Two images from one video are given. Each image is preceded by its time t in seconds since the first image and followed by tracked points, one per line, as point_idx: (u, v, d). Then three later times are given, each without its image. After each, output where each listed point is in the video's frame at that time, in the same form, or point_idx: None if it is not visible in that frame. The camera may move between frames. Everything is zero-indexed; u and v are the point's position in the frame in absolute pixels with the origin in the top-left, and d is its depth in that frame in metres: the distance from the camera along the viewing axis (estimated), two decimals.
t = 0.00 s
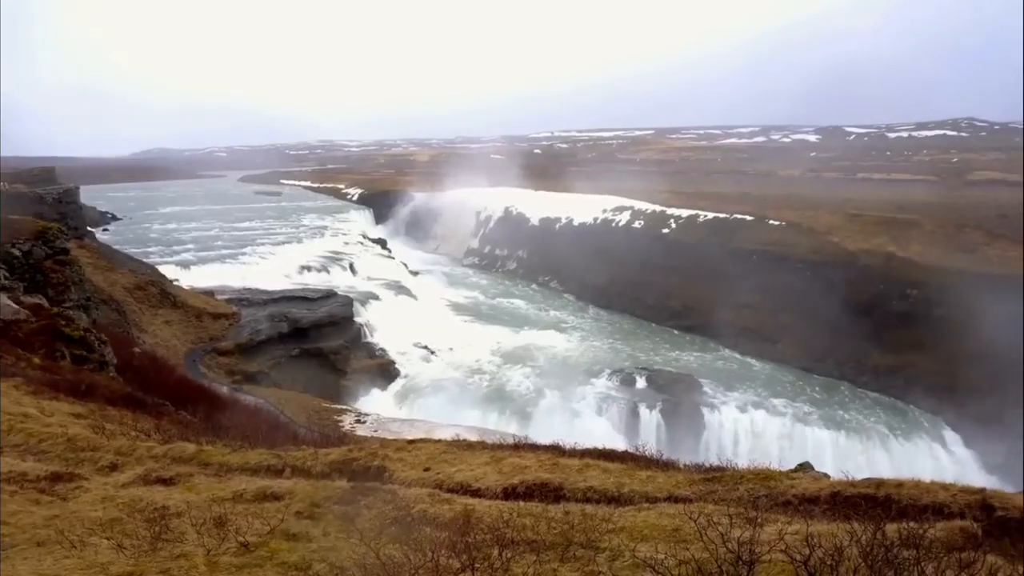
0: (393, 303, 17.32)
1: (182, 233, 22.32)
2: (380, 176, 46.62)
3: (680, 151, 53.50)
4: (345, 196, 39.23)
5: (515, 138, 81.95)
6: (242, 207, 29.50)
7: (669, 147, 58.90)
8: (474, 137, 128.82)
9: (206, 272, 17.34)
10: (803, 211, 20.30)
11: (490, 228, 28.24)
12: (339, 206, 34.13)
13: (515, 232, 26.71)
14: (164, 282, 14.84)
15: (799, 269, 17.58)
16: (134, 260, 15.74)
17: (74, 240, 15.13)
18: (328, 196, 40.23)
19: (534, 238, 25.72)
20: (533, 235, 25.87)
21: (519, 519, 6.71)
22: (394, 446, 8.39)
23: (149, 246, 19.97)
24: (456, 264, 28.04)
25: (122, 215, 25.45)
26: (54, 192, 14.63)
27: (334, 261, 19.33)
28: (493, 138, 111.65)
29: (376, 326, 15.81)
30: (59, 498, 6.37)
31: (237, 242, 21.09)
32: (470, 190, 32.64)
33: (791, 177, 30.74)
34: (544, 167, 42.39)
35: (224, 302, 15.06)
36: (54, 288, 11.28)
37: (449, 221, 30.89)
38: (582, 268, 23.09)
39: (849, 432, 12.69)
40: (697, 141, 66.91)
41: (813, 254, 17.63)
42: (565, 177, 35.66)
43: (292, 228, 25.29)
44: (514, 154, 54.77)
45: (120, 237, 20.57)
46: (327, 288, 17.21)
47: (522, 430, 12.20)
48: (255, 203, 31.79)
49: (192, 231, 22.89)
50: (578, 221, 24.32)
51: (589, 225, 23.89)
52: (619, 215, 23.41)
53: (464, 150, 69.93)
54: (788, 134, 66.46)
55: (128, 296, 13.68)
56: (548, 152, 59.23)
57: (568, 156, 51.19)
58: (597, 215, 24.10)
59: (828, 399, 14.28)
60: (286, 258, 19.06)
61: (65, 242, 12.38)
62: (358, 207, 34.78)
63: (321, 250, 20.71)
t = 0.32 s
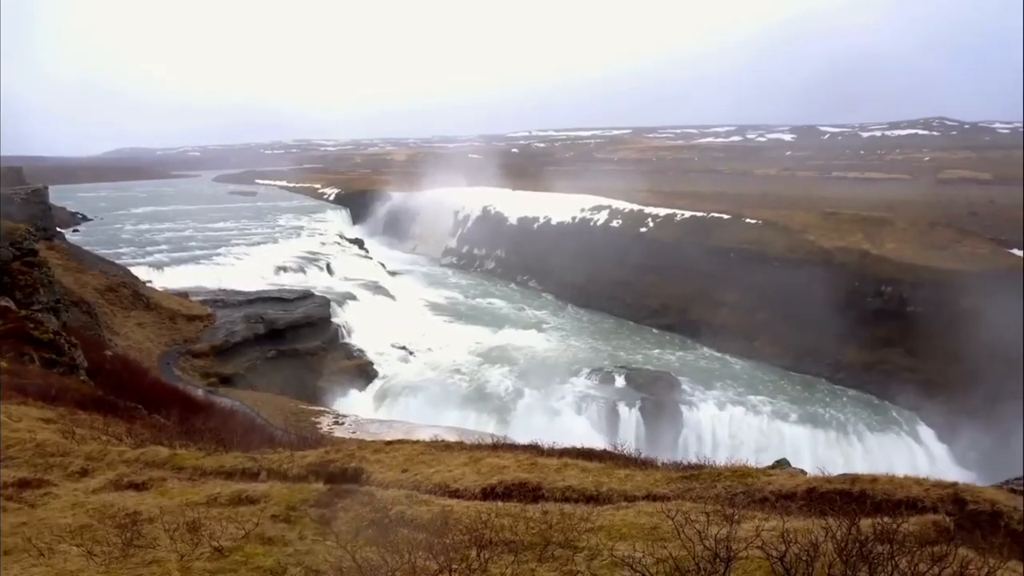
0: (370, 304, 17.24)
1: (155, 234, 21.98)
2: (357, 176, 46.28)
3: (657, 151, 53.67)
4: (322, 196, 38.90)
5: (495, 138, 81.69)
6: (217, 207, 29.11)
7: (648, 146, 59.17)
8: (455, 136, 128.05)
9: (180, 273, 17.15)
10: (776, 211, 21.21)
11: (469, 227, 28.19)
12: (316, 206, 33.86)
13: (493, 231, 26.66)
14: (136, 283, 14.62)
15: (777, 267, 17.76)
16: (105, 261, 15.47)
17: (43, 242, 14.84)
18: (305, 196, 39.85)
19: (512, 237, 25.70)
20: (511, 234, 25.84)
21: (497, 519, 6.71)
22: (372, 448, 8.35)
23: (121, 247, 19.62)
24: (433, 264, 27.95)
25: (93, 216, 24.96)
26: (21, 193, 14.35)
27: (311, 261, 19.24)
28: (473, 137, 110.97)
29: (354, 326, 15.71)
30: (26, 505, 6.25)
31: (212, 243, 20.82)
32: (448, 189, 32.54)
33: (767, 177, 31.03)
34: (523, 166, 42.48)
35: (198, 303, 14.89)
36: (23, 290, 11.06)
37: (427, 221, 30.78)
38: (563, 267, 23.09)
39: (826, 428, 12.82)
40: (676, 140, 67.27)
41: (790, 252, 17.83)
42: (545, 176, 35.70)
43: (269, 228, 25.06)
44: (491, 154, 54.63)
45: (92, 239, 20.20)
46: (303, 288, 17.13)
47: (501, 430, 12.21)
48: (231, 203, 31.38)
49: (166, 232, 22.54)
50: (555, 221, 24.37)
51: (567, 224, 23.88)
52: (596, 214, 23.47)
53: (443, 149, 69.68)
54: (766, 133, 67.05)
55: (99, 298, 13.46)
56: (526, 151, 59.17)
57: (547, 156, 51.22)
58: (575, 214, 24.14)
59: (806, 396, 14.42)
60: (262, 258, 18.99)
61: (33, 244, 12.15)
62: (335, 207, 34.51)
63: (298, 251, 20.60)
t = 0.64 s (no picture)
0: (347, 304, 17.13)
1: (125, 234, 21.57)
2: (333, 175, 45.81)
3: (633, 150, 53.84)
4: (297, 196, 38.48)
5: (474, 137, 81.39)
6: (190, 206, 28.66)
7: (624, 145, 59.36)
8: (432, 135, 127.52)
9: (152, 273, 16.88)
10: (753, 211, 21.54)
11: (446, 227, 28.09)
12: (292, 206, 33.48)
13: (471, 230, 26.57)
14: (107, 284, 14.36)
15: (753, 266, 17.97)
16: (74, 262, 15.15)
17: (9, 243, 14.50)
18: (280, 196, 39.39)
19: (490, 236, 25.63)
20: (489, 233, 25.78)
21: (476, 519, 6.70)
22: (350, 449, 8.28)
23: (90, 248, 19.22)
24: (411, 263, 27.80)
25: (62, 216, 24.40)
26: None
27: (286, 261, 19.25)
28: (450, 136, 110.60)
29: (332, 327, 15.60)
30: None
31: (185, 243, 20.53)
32: (425, 189, 32.39)
33: (743, 176, 31.34)
34: (501, 165, 42.41)
35: (171, 305, 14.68)
36: None
37: (404, 220, 30.56)
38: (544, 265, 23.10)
39: (802, 424, 12.98)
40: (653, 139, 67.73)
41: (767, 250, 18.03)
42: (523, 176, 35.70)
43: (243, 228, 24.79)
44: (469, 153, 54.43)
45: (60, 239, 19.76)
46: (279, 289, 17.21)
47: (480, 430, 12.22)
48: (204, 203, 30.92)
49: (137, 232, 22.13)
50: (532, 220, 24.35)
51: (545, 223, 23.91)
52: (575, 213, 23.51)
53: (420, 148, 69.27)
54: (742, 133, 67.71)
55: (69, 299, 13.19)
56: (503, 150, 59.13)
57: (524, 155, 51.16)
58: (553, 213, 24.16)
59: (783, 393, 14.60)
60: (237, 258, 18.78)
61: None
62: (311, 207, 34.16)
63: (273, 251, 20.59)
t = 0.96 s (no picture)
0: (323, 304, 17.04)
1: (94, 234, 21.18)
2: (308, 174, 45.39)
3: (609, 148, 53.91)
4: (271, 195, 38.06)
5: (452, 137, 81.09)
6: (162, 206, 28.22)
7: (600, 144, 59.54)
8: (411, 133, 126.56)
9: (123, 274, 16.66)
10: (728, 208, 21.79)
11: (421, 226, 27.96)
12: (267, 207, 33.12)
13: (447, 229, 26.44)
14: (77, 286, 14.15)
15: (727, 263, 18.23)
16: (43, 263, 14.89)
17: None
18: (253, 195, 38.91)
19: (466, 235, 25.52)
20: (465, 232, 25.69)
21: (453, 519, 6.69)
22: (325, 449, 8.24)
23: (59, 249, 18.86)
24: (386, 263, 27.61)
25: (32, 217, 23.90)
26: None
27: (261, 261, 19.20)
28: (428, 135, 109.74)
29: (307, 327, 15.50)
30: None
31: (157, 243, 20.26)
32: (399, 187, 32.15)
33: (718, 175, 31.59)
34: (478, 164, 42.35)
35: (144, 306, 14.52)
36: None
37: (378, 219, 30.25)
38: (520, 262, 23.03)
39: (778, 421, 13.08)
40: (627, 138, 67.74)
41: (741, 248, 18.29)
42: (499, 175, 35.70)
43: (216, 228, 24.53)
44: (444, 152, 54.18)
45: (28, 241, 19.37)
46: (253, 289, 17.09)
47: (458, 429, 12.22)
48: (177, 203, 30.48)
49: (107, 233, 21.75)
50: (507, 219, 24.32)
51: (520, 221, 23.91)
52: (550, 211, 23.55)
53: (396, 147, 68.83)
54: (719, 132, 68.24)
55: (38, 302, 12.98)
56: (478, 148, 58.97)
57: (502, 154, 51.19)
58: (530, 211, 24.20)
59: (761, 390, 14.69)
60: (211, 258, 18.69)
61: None
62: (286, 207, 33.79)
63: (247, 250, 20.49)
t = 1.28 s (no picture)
0: (300, 304, 16.94)
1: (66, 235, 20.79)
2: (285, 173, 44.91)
3: (588, 146, 54.06)
4: (248, 195, 37.63)
5: (429, 136, 80.59)
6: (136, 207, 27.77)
7: (575, 142, 59.68)
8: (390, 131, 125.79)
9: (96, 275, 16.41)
10: (706, 206, 22.03)
11: (399, 225, 27.78)
12: (243, 207, 32.69)
13: (425, 228, 26.30)
14: (49, 287, 13.94)
15: (704, 261, 18.48)
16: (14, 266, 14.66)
17: None
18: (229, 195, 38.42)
19: (444, 234, 25.38)
20: (444, 231, 25.56)
21: (433, 517, 6.69)
22: (303, 450, 8.21)
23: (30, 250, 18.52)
24: (363, 262, 27.34)
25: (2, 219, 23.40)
26: None
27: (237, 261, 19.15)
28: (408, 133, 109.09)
29: (284, 327, 15.42)
30: None
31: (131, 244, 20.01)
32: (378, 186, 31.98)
33: (694, 173, 31.87)
34: (457, 163, 42.29)
35: (117, 308, 14.33)
36: None
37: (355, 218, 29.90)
38: (499, 258, 23.01)
39: (756, 416, 13.17)
40: (606, 136, 67.85)
41: (717, 246, 18.59)
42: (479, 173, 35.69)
43: (190, 229, 24.20)
44: (421, 151, 53.95)
45: None
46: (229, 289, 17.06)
47: (436, 428, 12.22)
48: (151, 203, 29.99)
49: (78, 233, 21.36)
50: (486, 217, 24.32)
51: (498, 220, 23.95)
52: (529, 210, 23.62)
53: (374, 145, 68.33)
54: (697, 130, 68.79)
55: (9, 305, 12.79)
56: (457, 147, 58.80)
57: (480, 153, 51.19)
58: (508, 210, 24.22)
59: (741, 386, 14.81)
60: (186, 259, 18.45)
61: None
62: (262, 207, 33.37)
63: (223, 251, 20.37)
